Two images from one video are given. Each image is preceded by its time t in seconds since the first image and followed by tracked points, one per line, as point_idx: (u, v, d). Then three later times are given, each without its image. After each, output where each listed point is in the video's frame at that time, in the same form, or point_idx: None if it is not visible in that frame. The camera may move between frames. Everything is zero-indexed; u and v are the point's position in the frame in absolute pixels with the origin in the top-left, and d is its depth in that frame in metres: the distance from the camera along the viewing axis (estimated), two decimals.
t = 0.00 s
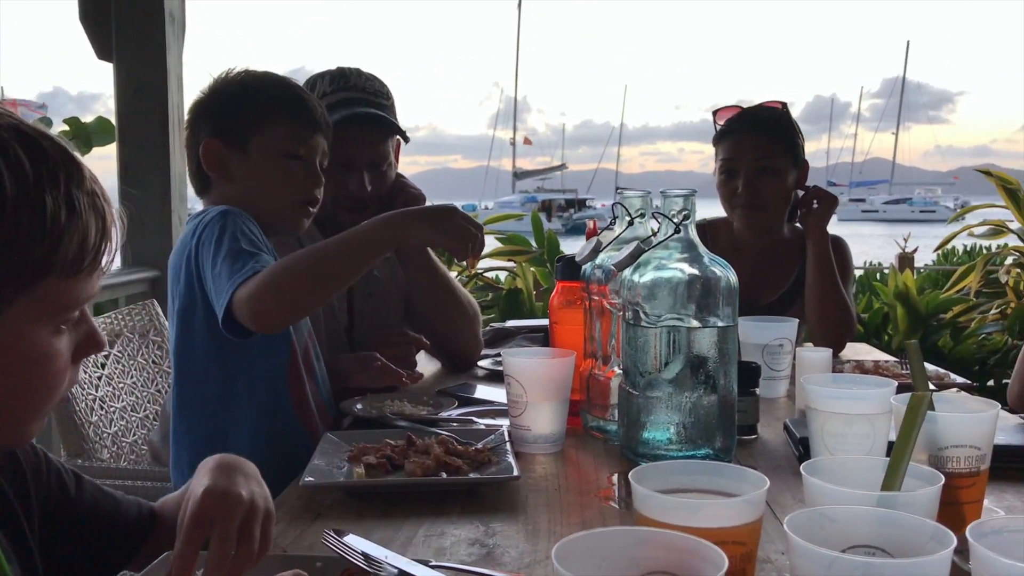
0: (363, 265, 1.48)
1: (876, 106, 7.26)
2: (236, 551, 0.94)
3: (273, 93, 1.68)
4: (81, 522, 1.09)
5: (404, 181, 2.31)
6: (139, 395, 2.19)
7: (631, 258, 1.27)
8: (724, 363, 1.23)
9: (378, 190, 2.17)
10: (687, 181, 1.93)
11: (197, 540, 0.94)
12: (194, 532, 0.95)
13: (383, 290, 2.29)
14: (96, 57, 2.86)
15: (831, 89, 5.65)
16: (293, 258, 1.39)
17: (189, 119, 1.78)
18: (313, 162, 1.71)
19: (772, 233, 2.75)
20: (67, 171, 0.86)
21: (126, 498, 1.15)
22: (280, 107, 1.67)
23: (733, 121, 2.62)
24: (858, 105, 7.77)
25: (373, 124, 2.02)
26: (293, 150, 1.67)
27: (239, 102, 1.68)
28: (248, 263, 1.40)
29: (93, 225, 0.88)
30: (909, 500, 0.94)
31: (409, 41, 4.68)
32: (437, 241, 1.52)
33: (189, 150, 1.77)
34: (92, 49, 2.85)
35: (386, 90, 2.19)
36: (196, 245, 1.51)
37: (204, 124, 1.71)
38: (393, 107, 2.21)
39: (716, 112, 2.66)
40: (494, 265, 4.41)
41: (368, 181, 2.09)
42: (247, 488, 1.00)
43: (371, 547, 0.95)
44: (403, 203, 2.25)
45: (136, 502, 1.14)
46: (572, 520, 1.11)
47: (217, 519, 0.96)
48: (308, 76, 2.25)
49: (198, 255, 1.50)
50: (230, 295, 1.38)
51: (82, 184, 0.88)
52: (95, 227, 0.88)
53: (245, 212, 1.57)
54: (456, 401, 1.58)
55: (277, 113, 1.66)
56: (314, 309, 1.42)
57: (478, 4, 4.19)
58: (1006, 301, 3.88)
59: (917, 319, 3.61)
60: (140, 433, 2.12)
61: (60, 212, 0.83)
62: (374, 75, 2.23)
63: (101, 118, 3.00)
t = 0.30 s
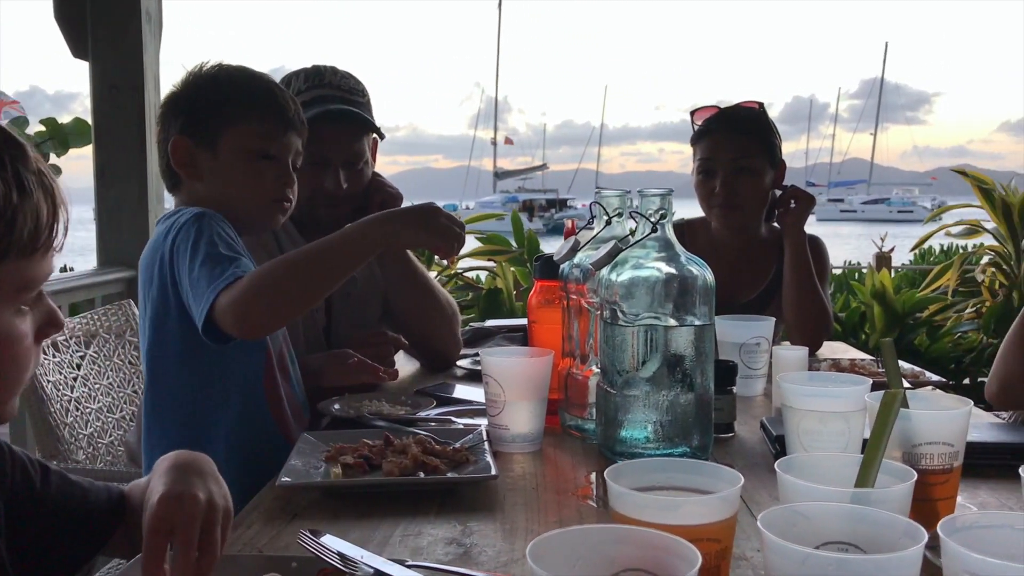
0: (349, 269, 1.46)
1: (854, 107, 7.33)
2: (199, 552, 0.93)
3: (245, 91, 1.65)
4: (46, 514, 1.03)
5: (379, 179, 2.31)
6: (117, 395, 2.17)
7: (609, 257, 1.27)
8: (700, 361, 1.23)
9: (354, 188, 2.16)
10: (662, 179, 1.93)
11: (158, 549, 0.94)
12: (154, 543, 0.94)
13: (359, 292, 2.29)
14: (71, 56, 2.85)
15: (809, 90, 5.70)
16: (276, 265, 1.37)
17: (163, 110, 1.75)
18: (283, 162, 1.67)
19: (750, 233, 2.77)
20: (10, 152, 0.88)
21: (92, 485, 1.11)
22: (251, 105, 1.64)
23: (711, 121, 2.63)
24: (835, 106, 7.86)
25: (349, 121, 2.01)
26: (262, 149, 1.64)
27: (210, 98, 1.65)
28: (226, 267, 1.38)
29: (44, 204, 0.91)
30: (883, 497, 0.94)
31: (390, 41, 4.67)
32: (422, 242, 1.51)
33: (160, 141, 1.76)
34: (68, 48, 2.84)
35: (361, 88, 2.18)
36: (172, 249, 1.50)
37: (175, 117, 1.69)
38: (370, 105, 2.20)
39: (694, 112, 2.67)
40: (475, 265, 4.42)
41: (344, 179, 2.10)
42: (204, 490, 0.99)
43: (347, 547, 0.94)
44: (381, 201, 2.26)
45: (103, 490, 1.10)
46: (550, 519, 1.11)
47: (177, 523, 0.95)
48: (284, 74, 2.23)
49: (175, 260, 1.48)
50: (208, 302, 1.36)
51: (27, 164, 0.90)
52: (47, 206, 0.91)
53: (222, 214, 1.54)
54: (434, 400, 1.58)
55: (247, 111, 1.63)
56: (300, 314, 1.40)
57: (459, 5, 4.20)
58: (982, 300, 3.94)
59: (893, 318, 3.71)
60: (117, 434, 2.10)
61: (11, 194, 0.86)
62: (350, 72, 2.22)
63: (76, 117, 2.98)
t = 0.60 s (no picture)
0: (284, 316, 1.44)
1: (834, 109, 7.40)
2: (177, 548, 0.92)
3: (235, 114, 1.54)
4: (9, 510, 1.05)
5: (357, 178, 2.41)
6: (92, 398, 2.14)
7: (587, 257, 1.27)
8: (678, 361, 1.24)
9: (332, 190, 2.14)
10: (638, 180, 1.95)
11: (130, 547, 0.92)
12: (125, 544, 0.92)
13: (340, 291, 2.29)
14: (47, 55, 2.83)
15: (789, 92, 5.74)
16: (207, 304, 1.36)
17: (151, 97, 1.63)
18: (251, 194, 1.57)
19: (728, 233, 2.79)
20: None
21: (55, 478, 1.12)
22: (237, 130, 1.53)
23: (689, 122, 2.64)
24: (815, 108, 7.93)
25: (326, 120, 2.01)
26: (234, 177, 1.54)
27: (196, 108, 1.54)
28: (159, 302, 1.37)
29: None
30: (858, 495, 0.94)
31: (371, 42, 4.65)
32: (364, 292, 1.48)
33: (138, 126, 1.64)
34: (44, 47, 2.81)
35: (340, 88, 2.17)
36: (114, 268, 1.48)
37: (157, 112, 1.57)
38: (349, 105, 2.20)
39: (671, 114, 2.68)
40: (456, 266, 4.43)
41: (323, 180, 2.07)
42: (169, 488, 0.98)
43: (323, 547, 0.93)
44: (356, 203, 2.34)
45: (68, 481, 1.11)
46: (527, 518, 1.11)
47: (148, 523, 0.94)
48: (262, 74, 2.22)
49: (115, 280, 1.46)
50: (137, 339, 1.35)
51: None
52: None
53: (164, 235, 1.52)
54: (413, 401, 1.57)
55: (229, 136, 1.53)
56: (229, 360, 1.40)
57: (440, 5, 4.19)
58: (959, 301, 3.98)
59: (872, 317, 3.73)
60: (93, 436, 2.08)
61: None
62: (328, 72, 2.22)
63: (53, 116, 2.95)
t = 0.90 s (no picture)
0: (226, 428, 1.30)
1: (815, 111, 7.45)
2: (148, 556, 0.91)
3: (213, 132, 1.41)
4: None
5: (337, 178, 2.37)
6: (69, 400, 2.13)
7: (567, 259, 1.28)
8: (658, 362, 1.24)
9: (313, 192, 2.12)
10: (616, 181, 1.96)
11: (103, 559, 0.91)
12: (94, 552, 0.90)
13: (320, 292, 2.26)
14: (27, 56, 2.82)
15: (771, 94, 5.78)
16: (141, 406, 1.22)
17: (114, 102, 1.47)
18: (224, 220, 1.44)
19: (709, 235, 2.81)
20: None
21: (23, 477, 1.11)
22: (214, 149, 1.40)
23: (669, 124, 2.66)
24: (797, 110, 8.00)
25: (304, 124, 2.01)
26: (207, 202, 1.41)
27: (168, 122, 1.40)
28: (97, 369, 1.22)
29: None
30: (835, 494, 0.95)
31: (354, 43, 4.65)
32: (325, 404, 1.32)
33: (98, 134, 1.48)
34: (23, 47, 2.80)
35: (320, 90, 2.17)
36: (56, 307, 1.33)
37: (122, 123, 1.42)
38: (329, 107, 2.20)
39: (651, 116, 2.69)
40: (439, 267, 4.44)
41: (302, 183, 2.07)
42: (134, 493, 0.95)
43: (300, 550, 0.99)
44: (338, 205, 2.31)
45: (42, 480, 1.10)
46: (507, 518, 1.11)
47: (115, 531, 0.91)
48: (241, 75, 2.21)
49: (55, 321, 1.32)
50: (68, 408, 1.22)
51: None
52: None
53: (113, 278, 1.36)
54: (394, 403, 1.57)
55: (204, 156, 1.39)
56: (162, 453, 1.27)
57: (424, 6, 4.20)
58: (938, 301, 4.05)
59: (853, 319, 3.76)
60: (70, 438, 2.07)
61: None
62: (308, 74, 2.21)
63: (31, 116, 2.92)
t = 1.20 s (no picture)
0: (203, 456, 1.26)
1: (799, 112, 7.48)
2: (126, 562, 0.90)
3: (187, 133, 1.40)
4: None
5: (319, 179, 2.32)
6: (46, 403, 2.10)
7: (547, 259, 1.28)
8: (639, 362, 1.25)
9: (293, 193, 2.12)
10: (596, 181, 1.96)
11: (80, 563, 0.91)
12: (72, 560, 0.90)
13: (300, 293, 2.26)
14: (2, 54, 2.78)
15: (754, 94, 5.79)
16: (111, 437, 1.19)
17: (79, 93, 1.42)
18: (197, 223, 1.44)
19: (691, 236, 2.82)
20: None
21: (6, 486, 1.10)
22: (188, 151, 1.39)
23: (650, 125, 2.67)
24: (780, 110, 8.03)
25: (284, 125, 2.01)
26: (179, 206, 1.40)
27: (140, 121, 1.38)
28: (63, 391, 1.17)
29: None
30: (813, 492, 0.95)
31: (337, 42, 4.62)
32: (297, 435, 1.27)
33: (63, 130, 1.44)
34: None
35: (300, 90, 2.16)
36: (15, 318, 1.28)
37: (90, 119, 1.38)
38: (310, 108, 2.19)
39: (634, 116, 2.71)
40: (422, 268, 4.44)
41: (283, 184, 2.06)
42: (109, 499, 0.94)
43: (280, 551, 0.99)
44: (320, 205, 2.26)
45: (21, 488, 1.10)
46: (488, 519, 1.11)
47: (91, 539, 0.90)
48: (221, 75, 2.20)
49: (16, 332, 1.27)
50: (33, 430, 1.18)
51: None
52: None
53: (80, 291, 1.31)
54: (376, 404, 1.56)
55: (178, 159, 1.38)
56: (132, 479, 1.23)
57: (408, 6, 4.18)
58: (920, 301, 4.09)
59: (835, 318, 3.76)
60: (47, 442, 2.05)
61: None
62: (288, 74, 2.21)
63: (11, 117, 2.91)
